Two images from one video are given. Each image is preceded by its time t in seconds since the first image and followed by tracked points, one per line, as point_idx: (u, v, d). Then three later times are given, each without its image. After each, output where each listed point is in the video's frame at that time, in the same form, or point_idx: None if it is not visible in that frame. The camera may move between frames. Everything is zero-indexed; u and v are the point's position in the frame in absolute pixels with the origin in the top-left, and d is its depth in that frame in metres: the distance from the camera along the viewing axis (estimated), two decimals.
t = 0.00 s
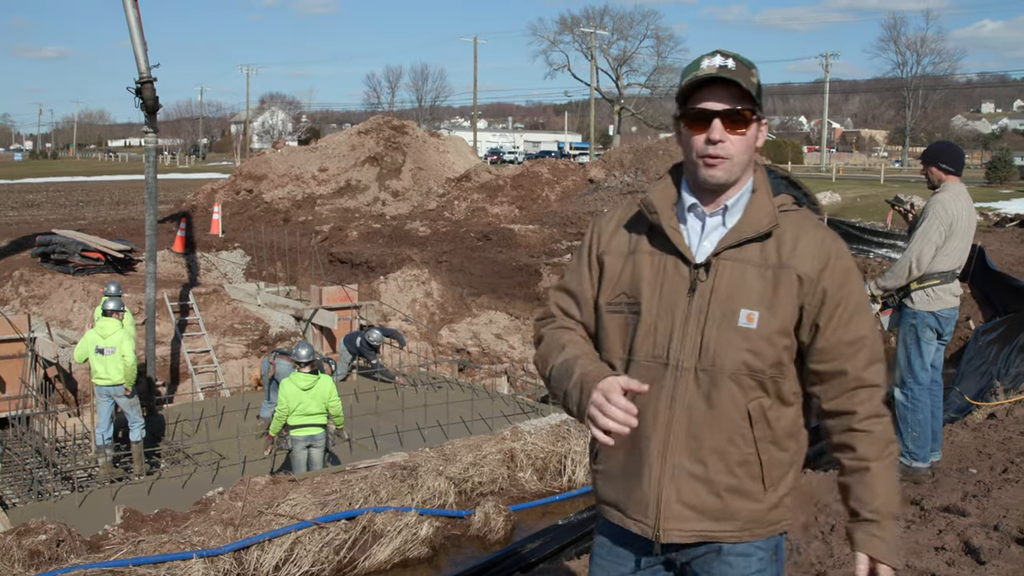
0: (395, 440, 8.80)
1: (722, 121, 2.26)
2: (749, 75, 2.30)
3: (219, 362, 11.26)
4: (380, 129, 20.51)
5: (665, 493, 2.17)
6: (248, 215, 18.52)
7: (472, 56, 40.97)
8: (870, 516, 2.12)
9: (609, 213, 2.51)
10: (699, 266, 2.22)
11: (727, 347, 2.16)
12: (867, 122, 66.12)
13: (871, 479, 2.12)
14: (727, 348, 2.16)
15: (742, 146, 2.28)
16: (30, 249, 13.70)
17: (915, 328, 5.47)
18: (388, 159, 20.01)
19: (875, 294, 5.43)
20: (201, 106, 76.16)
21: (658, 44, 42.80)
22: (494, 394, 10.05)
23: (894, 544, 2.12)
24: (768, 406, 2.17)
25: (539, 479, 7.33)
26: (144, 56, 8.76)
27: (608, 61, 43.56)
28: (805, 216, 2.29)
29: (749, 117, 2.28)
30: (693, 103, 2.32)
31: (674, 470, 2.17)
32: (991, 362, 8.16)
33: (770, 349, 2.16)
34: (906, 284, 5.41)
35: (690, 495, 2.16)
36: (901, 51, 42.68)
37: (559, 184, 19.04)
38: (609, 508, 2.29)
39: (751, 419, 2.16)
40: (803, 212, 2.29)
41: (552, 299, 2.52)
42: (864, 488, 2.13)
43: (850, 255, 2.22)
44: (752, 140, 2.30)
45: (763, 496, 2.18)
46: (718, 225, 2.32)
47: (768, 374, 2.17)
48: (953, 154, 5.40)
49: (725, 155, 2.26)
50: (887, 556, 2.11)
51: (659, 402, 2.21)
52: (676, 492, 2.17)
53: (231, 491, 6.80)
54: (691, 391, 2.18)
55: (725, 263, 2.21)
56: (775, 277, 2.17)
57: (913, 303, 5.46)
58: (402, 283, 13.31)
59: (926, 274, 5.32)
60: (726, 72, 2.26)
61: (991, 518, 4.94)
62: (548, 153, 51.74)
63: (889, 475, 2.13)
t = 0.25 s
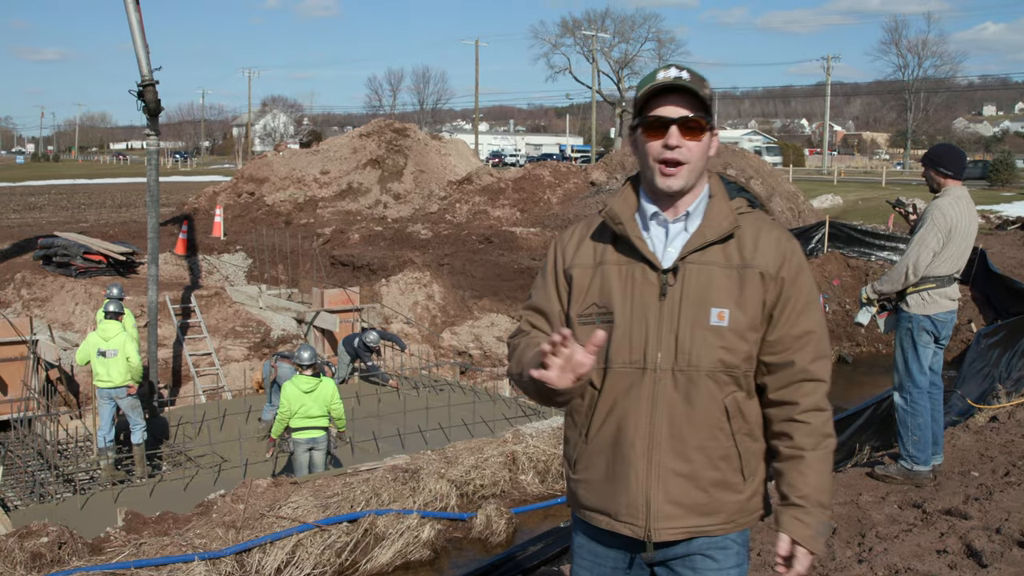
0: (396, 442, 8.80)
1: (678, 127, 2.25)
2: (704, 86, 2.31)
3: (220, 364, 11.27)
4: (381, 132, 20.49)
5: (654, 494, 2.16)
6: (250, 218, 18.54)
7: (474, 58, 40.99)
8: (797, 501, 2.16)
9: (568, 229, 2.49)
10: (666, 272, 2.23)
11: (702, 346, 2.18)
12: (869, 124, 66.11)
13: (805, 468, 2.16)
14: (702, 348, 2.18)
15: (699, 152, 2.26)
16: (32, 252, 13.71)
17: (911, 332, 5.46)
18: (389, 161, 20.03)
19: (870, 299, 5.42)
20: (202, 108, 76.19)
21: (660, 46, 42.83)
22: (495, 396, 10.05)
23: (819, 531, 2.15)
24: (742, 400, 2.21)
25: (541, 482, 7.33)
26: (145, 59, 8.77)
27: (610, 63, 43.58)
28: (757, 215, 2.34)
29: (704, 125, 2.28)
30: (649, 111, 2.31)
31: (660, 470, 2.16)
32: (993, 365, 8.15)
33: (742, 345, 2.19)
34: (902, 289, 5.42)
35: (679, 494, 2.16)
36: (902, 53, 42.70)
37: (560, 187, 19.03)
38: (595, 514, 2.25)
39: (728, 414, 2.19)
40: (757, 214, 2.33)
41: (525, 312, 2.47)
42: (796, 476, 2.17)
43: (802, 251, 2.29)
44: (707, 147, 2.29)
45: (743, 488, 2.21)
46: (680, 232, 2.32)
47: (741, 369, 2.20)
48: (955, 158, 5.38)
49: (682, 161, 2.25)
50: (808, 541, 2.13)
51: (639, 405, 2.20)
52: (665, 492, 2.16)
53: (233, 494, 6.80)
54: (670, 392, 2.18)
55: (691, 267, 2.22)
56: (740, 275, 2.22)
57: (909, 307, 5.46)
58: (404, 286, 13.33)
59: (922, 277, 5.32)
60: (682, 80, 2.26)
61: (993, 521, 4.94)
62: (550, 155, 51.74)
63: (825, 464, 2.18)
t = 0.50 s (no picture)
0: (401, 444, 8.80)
1: (639, 142, 2.39)
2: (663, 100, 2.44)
3: (225, 366, 11.28)
4: (386, 134, 20.53)
5: (626, 484, 2.29)
6: (255, 220, 18.56)
7: (479, 60, 40.98)
8: (762, 487, 2.26)
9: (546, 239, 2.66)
10: (631, 274, 2.37)
11: (665, 344, 2.31)
12: (874, 126, 65.97)
13: (769, 455, 2.27)
14: (666, 345, 2.31)
15: (660, 164, 2.41)
16: (38, 254, 13.73)
17: (914, 335, 5.45)
18: (394, 164, 20.03)
19: (871, 301, 5.44)
20: (207, 110, 76.26)
21: (665, 49, 42.80)
22: (500, 399, 10.03)
23: (782, 515, 2.25)
24: (710, 393, 2.32)
25: (546, 484, 7.33)
26: (151, 62, 8.79)
27: (614, 65, 43.56)
28: (721, 215, 2.45)
29: (664, 138, 2.41)
30: (612, 126, 2.44)
31: (632, 462, 2.30)
32: (999, 368, 8.14)
33: (704, 341, 2.31)
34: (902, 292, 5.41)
35: (649, 484, 2.28)
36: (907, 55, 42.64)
37: (565, 189, 19.00)
38: (576, 506, 2.39)
39: (695, 407, 2.30)
40: (721, 215, 2.45)
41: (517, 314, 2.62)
42: (763, 462, 2.28)
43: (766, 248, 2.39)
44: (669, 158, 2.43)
45: (714, 478, 2.32)
46: (644, 236, 2.47)
47: (707, 363, 2.32)
48: (958, 161, 5.38)
49: (645, 173, 2.40)
50: (771, 525, 2.23)
51: (610, 401, 2.35)
52: (635, 483, 2.29)
53: (238, 495, 6.80)
54: (638, 388, 2.32)
55: (655, 268, 2.35)
56: (700, 274, 2.34)
57: (909, 310, 5.45)
58: (408, 288, 13.34)
59: (922, 280, 5.32)
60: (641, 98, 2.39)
61: (998, 523, 4.93)
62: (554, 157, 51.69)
63: (791, 452, 2.29)
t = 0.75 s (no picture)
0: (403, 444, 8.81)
1: (617, 145, 2.50)
2: (641, 102, 2.54)
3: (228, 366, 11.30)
4: (390, 135, 20.54)
5: (612, 472, 2.40)
6: (258, 220, 18.58)
7: (483, 61, 40.97)
8: (732, 476, 2.28)
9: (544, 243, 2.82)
10: (612, 272, 2.48)
11: (643, 338, 2.40)
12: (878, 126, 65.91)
13: (743, 445, 2.29)
14: (643, 338, 2.40)
15: (639, 166, 2.52)
16: (42, 254, 13.75)
17: (919, 336, 5.45)
18: (398, 164, 20.05)
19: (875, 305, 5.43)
20: (211, 111, 76.30)
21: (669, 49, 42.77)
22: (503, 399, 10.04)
23: (752, 504, 2.25)
24: (690, 384, 2.39)
25: (549, 485, 7.33)
26: (155, 62, 8.81)
27: (618, 66, 43.53)
28: (698, 210, 2.51)
29: (642, 140, 2.52)
30: (592, 129, 2.55)
31: (618, 452, 2.40)
32: (1002, 370, 8.14)
33: (678, 333, 2.38)
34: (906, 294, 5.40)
35: (634, 472, 2.38)
36: (911, 57, 42.61)
37: (569, 190, 18.97)
38: (572, 495, 2.52)
39: (675, 398, 2.38)
40: (699, 209, 2.50)
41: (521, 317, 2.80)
42: (736, 451, 2.30)
43: (743, 240, 2.41)
44: (647, 158, 2.54)
45: (699, 465, 2.39)
46: (625, 234, 2.57)
47: (683, 355, 2.39)
48: (954, 161, 5.33)
49: (625, 173, 2.51)
50: (742, 514, 2.24)
51: (597, 394, 2.45)
52: (620, 471, 2.39)
53: (241, 495, 6.80)
54: (621, 381, 2.42)
55: (633, 265, 2.45)
56: (674, 269, 2.41)
57: (914, 312, 5.45)
58: (412, 289, 13.37)
59: (927, 283, 5.31)
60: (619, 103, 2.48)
61: (1002, 525, 4.92)
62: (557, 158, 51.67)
63: (766, 441, 2.29)
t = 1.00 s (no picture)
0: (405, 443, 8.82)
1: (610, 135, 2.51)
2: (636, 99, 2.56)
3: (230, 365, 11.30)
4: (391, 134, 20.55)
5: (611, 463, 2.39)
6: (260, 219, 18.59)
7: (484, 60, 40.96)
8: (701, 461, 2.29)
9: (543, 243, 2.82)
10: (610, 266, 2.48)
11: (642, 328, 2.40)
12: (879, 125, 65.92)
13: (716, 431, 2.29)
14: (641, 329, 2.40)
15: (632, 156, 2.53)
16: (43, 253, 13.75)
17: (923, 335, 5.45)
18: (399, 163, 20.06)
19: (878, 306, 5.44)
20: (212, 111, 76.31)
21: (670, 48, 42.77)
22: (504, 398, 10.05)
23: (718, 490, 2.26)
24: (688, 375, 2.40)
25: (550, 484, 7.34)
26: (157, 61, 8.80)
27: (620, 65, 43.52)
28: (694, 205, 2.51)
29: (637, 132, 2.52)
30: (588, 122, 2.57)
31: (617, 442, 2.40)
32: (1004, 369, 8.14)
33: (676, 324, 2.38)
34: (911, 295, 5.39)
35: (633, 463, 2.38)
36: (913, 56, 42.61)
37: (570, 189, 18.94)
38: (570, 487, 2.51)
39: (674, 388, 2.38)
40: (695, 204, 2.51)
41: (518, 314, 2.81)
42: (709, 438, 2.31)
43: (738, 234, 2.43)
44: (641, 149, 2.54)
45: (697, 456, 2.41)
46: (623, 229, 2.58)
47: (682, 346, 2.39)
48: (946, 161, 5.36)
49: (618, 163, 2.51)
50: (704, 499, 2.25)
51: (596, 386, 2.45)
52: (620, 462, 2.39)
53: (243, 494, 6.80)
54: (620, 372, 2.42)
55: (632, 258, 2.45)
56: (673, 262, 2.41)
57: (918, 311, 5.45)
58: (413, 287, 13.40)
59: (932, 283, 5.30)
60: (612, 94, 2.50)
61: (1004, 524, 4.92)
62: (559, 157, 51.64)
63: (742, 431, 2.29)
